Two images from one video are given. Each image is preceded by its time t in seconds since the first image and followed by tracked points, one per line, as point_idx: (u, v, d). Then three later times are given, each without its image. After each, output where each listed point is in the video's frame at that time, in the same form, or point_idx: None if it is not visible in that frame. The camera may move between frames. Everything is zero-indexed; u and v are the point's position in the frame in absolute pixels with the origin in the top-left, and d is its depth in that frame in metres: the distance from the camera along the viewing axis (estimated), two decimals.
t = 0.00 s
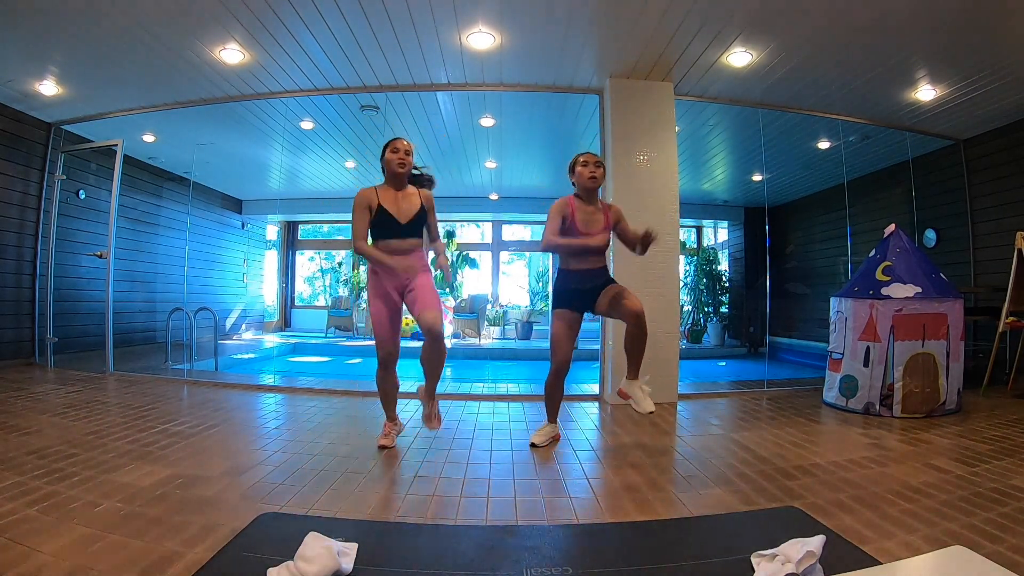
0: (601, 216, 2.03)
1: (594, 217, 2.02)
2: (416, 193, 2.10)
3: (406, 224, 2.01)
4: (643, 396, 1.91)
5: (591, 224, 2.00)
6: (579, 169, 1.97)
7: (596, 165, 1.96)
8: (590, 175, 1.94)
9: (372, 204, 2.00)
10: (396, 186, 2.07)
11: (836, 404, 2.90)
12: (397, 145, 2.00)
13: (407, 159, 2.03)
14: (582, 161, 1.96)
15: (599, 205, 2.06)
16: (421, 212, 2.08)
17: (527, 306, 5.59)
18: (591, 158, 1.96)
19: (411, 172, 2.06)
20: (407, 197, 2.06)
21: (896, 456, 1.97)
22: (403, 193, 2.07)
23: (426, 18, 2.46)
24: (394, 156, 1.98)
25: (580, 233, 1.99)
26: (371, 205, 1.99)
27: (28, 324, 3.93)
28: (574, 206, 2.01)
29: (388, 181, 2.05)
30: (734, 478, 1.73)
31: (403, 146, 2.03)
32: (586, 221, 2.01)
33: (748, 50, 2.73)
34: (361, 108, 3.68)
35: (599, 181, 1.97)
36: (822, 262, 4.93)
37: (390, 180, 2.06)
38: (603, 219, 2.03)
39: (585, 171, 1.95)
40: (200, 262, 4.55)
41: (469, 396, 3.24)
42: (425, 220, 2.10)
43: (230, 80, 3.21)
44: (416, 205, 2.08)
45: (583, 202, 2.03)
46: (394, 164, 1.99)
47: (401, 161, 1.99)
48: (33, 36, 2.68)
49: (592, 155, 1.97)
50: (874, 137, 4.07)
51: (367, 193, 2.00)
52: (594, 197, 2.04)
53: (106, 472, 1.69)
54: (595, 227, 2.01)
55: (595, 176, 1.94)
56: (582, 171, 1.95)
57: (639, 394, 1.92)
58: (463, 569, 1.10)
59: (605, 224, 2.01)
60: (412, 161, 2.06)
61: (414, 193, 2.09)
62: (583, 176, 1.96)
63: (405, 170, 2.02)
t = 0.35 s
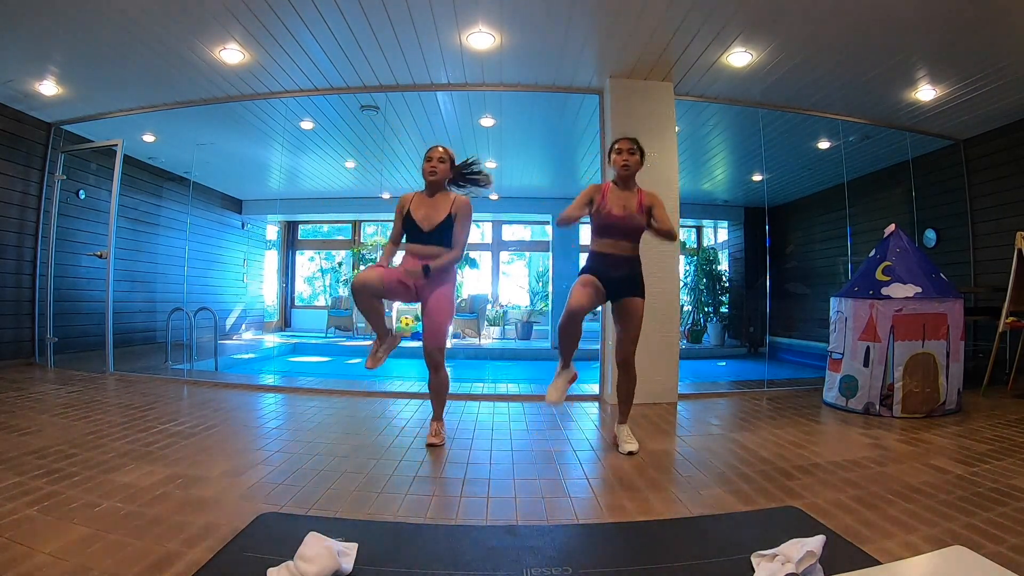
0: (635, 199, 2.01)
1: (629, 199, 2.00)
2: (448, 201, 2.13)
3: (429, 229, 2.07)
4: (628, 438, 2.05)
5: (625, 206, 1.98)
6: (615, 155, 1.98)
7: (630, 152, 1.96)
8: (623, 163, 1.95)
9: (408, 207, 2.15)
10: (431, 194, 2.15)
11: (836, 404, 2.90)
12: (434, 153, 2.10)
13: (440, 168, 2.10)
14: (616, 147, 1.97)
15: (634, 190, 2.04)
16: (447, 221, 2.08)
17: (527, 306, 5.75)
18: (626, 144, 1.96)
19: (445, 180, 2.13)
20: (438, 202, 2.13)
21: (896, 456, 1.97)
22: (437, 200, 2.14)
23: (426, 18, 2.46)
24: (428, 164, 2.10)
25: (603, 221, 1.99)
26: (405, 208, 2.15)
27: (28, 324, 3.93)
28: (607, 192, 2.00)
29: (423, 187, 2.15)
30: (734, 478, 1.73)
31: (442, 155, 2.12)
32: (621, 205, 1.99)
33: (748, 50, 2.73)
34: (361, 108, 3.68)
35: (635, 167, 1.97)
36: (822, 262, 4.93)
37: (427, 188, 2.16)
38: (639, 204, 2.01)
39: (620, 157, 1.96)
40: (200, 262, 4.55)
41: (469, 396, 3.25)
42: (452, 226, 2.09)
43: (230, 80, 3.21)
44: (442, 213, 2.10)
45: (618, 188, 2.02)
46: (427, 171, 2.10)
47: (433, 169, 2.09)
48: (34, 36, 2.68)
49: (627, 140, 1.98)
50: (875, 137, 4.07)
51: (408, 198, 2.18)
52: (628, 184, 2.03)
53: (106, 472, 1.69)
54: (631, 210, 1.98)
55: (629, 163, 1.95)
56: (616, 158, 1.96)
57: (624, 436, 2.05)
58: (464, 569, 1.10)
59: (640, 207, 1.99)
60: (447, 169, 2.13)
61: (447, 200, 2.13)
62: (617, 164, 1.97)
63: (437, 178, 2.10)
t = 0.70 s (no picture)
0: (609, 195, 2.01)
1: (601, 195, 2.00)
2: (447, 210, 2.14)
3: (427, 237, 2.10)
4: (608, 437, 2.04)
5: (597, 204, 1.99)
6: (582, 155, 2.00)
7: (598, 148, 1.97)
8: (592, 159, 1.96)
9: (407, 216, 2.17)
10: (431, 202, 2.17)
11: (836, 404, 2.90)
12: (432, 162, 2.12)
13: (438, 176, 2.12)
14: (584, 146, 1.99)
15: (607, 188, 2.03)
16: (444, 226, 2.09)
17: (527, 306, 5.74)
18: (592, 142, 1.98)
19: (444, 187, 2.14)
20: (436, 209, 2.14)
21: (896, 456, 1.97)
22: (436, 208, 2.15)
23: (426, 19, 2.46)
24: (427, 173, 2.12)
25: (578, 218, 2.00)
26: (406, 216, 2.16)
27: (28, 324, 3.93)
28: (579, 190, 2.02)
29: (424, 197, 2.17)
30: (734, 478, 1.73)
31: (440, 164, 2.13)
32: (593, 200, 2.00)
33: (748, 50, 2.73)
34: (361, 108, 3.68)
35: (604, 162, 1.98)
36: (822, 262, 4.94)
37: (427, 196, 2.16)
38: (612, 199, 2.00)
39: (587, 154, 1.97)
40: (200, 262, 4.55)
41: (469, 396, 3.24)
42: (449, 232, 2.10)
43: (230, 80, 3.21)
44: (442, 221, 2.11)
45: (590, 185, 2.02)
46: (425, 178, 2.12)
47: (430, 176, 2.10)
48: (33, 36, 2.68)
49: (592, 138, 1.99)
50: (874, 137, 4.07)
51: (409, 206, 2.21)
52: (603, 180, 2.02)
53: (107, 472, 1.69)
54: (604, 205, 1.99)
55: (599, 158, 1.95)
56: (585, 155, 1.97)
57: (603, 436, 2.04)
58: (464, 569, 1.10)
59: (612, 203, 1.99)
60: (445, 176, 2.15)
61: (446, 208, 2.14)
62: (587, 160, 1.97)
63: (436, 185, 2.12)
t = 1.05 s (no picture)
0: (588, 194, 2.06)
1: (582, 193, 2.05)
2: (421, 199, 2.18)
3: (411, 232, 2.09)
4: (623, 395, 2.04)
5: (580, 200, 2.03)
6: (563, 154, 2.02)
7: (577, 147, 2.01)
8: (573, 157, 2.01)
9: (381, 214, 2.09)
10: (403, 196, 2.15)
11: (836, 404, 2.90)
12: (402, 155, 2.10)
13: (412, 168, 2.11)
14: (564, 144, 2.01)
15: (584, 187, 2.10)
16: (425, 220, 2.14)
17: (528, 306, 5.39)
18: (571, 140, 2.01)
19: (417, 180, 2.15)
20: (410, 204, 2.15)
21: (896, 456, 1.97)
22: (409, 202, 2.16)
23: (426, 19, 2.46)
24: (400, 167, 2.08)
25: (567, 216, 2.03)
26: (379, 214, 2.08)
27: (28, 324, 3.93)
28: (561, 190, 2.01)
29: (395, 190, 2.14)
30: (734, 478, 1.73)
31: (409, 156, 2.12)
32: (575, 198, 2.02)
33: (748, 50, 2.73)
34: (361, 108, 3.68)
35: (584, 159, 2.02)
36: (822, 262, 4.95)
37: (397, 189, 2.15)
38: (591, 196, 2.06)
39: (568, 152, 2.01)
40: (200, 262, 4.55)
41: (469, 396, 3.24)
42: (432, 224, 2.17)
43: (230, 80, 3.21)
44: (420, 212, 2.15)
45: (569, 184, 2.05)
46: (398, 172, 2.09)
47: (406, 170, 2.08)
48: (33, 36, 2.68)
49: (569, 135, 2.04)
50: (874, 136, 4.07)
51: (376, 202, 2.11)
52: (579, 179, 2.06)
53: (107, 472, 1.69)
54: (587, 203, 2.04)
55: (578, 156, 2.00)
56: (565, 153, 2.01)
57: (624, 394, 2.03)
58: (463, 569, 1.10)
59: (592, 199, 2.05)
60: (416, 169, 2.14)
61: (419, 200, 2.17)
62: (566, 158, 2.02)
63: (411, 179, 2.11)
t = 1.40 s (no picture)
0: (603, 189, 2.05)
1: (596, 190, 2.06)
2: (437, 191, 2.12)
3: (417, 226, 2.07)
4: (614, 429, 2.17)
5: (594, 196, 2.04)
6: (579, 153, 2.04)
7: (595, 145, 2.00)
8: (587, 156, 2.01)
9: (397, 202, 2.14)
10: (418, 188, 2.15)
11: (836, 404, 2.90)
12: (419, 146, 2.09)
13: (424, 160, 2.08)
14: (583, 143, 2.03)
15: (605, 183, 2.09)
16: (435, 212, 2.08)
17: (527, 306, 5.55)
18: (590, 139, 2.01)
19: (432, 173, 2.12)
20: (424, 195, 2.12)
21: (896, 456, 1.97)
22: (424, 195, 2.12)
23: (426, 19, 2.46)
24: (413, 158, 2.09)
25: (580, 210, 2.05)
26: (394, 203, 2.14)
27: (28, 324, 3.93)
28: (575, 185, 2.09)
29: (412, 183, 2.15)
30: (734, 478, 1.73)
31: (426, 147, 2.10)
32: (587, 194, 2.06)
33: (748, 50, 2.73)
34: (361, 108, 3.68)
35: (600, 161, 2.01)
36: (822, 262, 4.95)
37: (415, 182, 2.15)
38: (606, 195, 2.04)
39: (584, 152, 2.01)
40: (199, 262, 4.54)
41: (469, 396, 3.24)
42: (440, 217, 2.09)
43: (230, 80, 3.21)
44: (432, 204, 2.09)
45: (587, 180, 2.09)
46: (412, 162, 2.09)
47: (417, 162, 2.08)
48: (32, 36, 2.68)
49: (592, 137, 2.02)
50: (874, 136, 4.07)
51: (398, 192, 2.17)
52: (598, 176, 2.07)
53: (106, 473, 1.69)
54: (598, 199, 2.04)
55: (595, 155, 1.99)
56: (582, 152, 2.02)
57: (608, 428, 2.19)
58: (463, 569, 1.10)
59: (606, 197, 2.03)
60: (431, 162, 2.11)
61: (435, 191, 2.12)
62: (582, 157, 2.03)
63: (423, 171, 2.10)
